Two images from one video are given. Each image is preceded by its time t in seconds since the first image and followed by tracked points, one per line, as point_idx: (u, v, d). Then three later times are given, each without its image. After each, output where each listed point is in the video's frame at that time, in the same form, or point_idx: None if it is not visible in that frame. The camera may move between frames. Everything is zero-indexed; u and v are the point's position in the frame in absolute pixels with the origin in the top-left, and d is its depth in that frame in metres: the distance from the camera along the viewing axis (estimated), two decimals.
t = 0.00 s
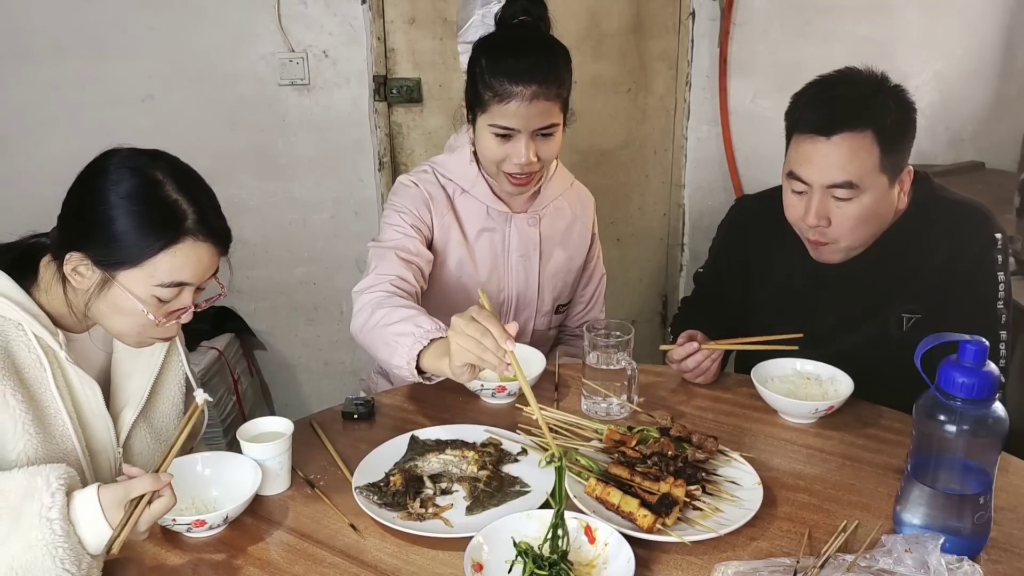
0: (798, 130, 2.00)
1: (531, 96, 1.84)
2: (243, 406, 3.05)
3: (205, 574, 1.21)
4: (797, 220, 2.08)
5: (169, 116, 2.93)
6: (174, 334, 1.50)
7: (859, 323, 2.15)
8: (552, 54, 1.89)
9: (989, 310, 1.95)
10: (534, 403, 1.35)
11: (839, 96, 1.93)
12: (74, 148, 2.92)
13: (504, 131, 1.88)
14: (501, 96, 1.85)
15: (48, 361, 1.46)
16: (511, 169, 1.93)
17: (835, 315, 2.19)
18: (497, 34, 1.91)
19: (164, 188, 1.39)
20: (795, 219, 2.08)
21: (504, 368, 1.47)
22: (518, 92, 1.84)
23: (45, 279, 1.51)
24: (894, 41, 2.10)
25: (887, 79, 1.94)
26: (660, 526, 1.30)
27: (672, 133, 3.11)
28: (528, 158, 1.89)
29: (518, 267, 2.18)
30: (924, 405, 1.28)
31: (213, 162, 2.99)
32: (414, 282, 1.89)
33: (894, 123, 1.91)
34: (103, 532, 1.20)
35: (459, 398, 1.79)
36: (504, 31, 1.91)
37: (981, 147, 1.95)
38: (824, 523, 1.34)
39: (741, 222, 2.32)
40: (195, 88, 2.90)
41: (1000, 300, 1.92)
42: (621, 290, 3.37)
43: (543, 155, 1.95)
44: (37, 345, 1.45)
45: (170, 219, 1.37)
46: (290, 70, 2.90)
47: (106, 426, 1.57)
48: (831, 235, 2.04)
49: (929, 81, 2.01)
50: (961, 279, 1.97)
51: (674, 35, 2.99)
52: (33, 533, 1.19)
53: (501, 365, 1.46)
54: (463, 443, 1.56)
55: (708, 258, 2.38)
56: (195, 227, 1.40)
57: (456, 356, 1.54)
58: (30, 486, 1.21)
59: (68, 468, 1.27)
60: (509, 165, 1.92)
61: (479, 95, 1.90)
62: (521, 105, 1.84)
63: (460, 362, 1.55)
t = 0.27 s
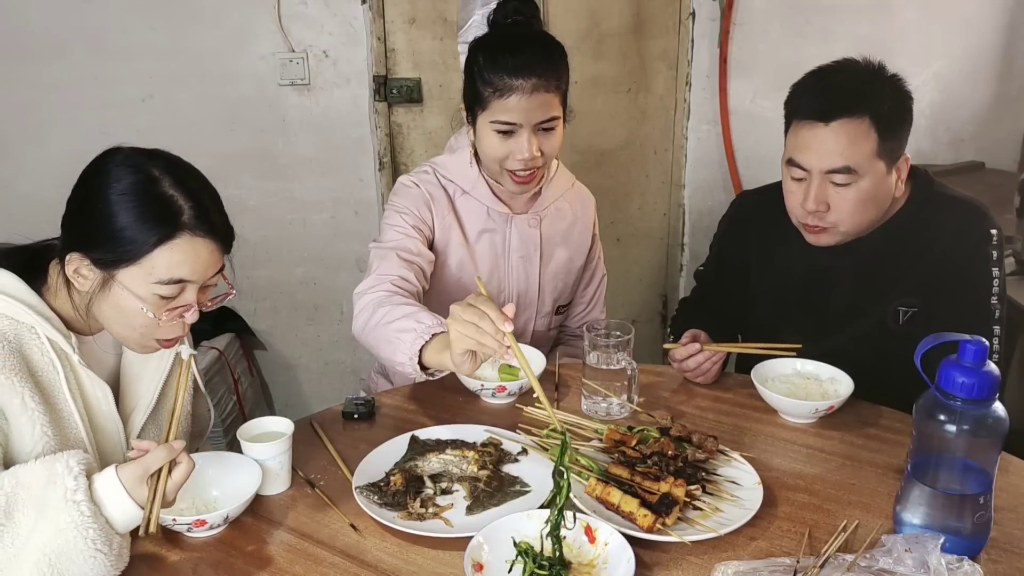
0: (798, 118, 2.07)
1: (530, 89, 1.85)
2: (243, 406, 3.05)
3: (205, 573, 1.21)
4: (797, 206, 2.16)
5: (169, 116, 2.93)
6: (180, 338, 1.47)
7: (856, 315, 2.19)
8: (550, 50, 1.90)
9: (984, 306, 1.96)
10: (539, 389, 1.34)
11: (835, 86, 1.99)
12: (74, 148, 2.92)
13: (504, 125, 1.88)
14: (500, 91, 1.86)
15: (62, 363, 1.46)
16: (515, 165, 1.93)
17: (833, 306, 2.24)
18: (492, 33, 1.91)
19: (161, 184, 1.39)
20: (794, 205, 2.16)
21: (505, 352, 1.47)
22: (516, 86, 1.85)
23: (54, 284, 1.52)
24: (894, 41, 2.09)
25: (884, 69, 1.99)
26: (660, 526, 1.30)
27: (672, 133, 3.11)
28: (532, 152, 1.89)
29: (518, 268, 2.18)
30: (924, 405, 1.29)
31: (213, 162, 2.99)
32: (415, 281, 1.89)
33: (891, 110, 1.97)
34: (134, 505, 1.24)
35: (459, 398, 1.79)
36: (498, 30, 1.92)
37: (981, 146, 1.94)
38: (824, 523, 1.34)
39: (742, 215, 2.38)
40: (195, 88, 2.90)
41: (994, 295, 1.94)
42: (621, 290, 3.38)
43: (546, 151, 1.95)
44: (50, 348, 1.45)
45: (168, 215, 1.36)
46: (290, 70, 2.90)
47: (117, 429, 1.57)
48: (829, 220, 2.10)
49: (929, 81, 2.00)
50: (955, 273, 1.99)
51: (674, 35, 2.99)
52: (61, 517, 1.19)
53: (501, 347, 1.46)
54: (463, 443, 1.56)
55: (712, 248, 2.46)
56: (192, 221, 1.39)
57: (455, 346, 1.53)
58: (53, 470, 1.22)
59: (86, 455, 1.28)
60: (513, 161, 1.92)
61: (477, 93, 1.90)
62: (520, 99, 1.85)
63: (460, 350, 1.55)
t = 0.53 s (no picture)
0: (795, 110, 2.13)
1: (526, 85, 1.85)
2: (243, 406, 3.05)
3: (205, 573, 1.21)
4: (793, 199, 2.21)
5: (170, 116, 2.93)
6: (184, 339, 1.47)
7: (855, 311, 2.21)
8: (548, 48, 1.90)
9: (980, 299, 1.97)
10: (540, 383, 1.30)
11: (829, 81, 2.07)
12: (74, 148, 2.92)
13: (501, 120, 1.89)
14: (496, 88, 1.86)
15: (66, 365, 1.46)
16: (512, 163, 1.93)
17: (831, 302, 2.26)
18: (491, 31, 1.92)
19: (160, 184, 1.39)
20: (791, 196, 2.21)
21: (507, 350, 1.45)
22: (512, 82, 1.85)
23: (58, 288, 1.52)
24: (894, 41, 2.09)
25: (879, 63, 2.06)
26: (660, 526, 1.30)
27: (672, 134, 3.11)
28: (528, 150, 1.89)
29: (519, 268, 2.18)
30: (923, 405, 1.29)
31: (213, 163, 2.99)
32: (417, 280, 1.89)
33: (885, 103, 2.02)
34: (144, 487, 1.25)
35: (459, 398, 1.79)
36: (496, 28, 1.93)
37: (981, 146, 1.94)
38: (824, 523, 1.34)
39: (744, 213, 2.42)
40: (195, 88, 2.90)
41: (989, 288, 1.95)
42: (621, 290, 3.38)
43: (543, 148, 1.94)
44: (54, 349, 1.45)
45: (167, 214, 1.36)
46: (290, 70, 2.90)
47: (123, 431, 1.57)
48: (824, 212, 2.14)
49: (929, 81, 2.00)
50: (951, 267, 2.01)
51: (674, 35, 2.99)
52: (73, 508, 1.20)
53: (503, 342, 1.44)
54: (463, 444, 1.56)
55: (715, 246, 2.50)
56: (192, 221, 1.39)
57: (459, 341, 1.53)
58: (59, 463, 1.21)
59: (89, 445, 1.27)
60: (510, 159, 1.92)
61: (474, 90, 1.91)
62: (516, 95, 1.85)
63: (462, 347, 1.54)
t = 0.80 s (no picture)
0: (791, 104, 2.11)
1: (523, 85, 1.85)
2: (243, 406, 3.06)
3: (205, 573, 1.21)
4: (789, 190, 2.19)
5: (170, 116, 2.93)
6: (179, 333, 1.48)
7: (852, 306, 2.21)
8: (545, 47, 1.91)
9: (977, 292, 1.98)
10: (552, 381, 1.35)
11: (829, 74, 2.05)
12: (74, 148, 2.92)
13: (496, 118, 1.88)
14: (494, 88, 1.86)
15: (60, 362, 1.47)
16: (511, 164, 1.93)
17: (829, 297, 2.25)
18: (490, 31, 1.92)
19: (156, 183, 1.38)
20: (787, 189, 2.19)
21: (515, 353, 1.46)
22: (509, 82, 1.85)
23: (52, 285, 1.52)
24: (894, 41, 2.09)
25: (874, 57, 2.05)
26: (660, 526, 1.30)
27: (672, 133, 3.12)
28: (526, 150, 1.89)
29: (519, 268, 2.19)
30: (924, 405, 1.29)
31: (213, 162, 2.99)
32: (417, 280, 1.89)
33: (881, 96, 2.02)
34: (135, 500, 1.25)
35: (459, 398, 1.79)
36: (496, 28, 1.93)
37: (982, 146, 1.94)
38: (824, 522, 1.34)
39: (740, 210, 2.40)
40: (196, 88, 2.90)
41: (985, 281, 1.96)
42: (621, 290, 3.38)
43: (541, 149, 1.94)
44: (48, 348, 1.45)
45: (164, 214, 1.36)
46: (291, 70, 2.90)
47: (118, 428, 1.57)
48: (822, 203, 2.13)
49: (929, 80, 2.01)
50: (947, 260, 2.02)
51: (674, 35, 3.00)
52: (61, 517, 1.20)
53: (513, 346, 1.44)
54: (463, 444, 1.56)
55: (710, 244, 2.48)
56: (189, 220, 1.39)
57: (464, 345, 1.53)
58: (51, 471, 1.23)
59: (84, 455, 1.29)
60: (509, 160, 1.92)
61: (472, 90, 1.91)
62: (514, 95, 1.85)
63: (467, 351, 1.54)
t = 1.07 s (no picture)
0: (780, 93, 2.13)
1: (521, 84, 1.85)
2: (243, 407, 3.05)
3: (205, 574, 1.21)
4: (780, 178, 2.18)
5: (169, 116, 2.93)
6: (167, 329, 1.50)
7: (851, 302, 2.20)
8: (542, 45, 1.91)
9: (976, 285, 1.99)
10: (562, 392, 1.43)
11: (815, 62, 2.07)
12: (74, 148, 2.92)
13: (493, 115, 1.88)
14: (490, 88, 1.86)
15: (43, 359, 1.47)
16: (508, 162, 1.93)
17: (827, 293, 2.24)
18: (488, 31, 1.92)
19: (155, 184, 1.38)
20: (779, 178, 2.18)
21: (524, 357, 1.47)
22: (507, 82, 1.85)
23: (36, 279, 1.50)
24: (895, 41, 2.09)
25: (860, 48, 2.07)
26: (660, 526, 1.30)
27: (672, 134, 3.12)
28: (523, 150, 1.89)
29: (518, 268, 2.18)
30: (923, 405, 1.29)
31: (213, 163, 2.99)
32: (415, 278, 1.88)
33: (867, 82, 2.04)
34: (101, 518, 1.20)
35: (459, 398, 1.79)
36: (494, 28, 1.93)
37: (981, 146, 1.96)
38: (824, 523, 1.34)
39: (738, 208, 2.40)
40: (195, 88, 2.90)
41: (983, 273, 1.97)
42: (621, 290, 3.38)
43: (538, 147, 1.93)
44: (31, 343, 1.45)
45: (162, 216, 1.37)
46: (290, 70, 2.90)
47: (103, 423, 1.58)
48: (813, 190, 2.12)
49: (929, 80, 2.02)
50: (946, 254, 2.02)
51: (674, 35, 2.99)
52: (28, 515, 1.20)
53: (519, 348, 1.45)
54: (463, 444, 1.56)
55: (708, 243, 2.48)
56: (187, 223, 1.40)
57: (469, 347, 1.53)
58: (31, 470, 1.24)
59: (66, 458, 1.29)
60: (505, 158, 1.92)
61: (470, 89, 1.91)
62: (512, 94, 1.85)
63: (472, 352, 1.54)
